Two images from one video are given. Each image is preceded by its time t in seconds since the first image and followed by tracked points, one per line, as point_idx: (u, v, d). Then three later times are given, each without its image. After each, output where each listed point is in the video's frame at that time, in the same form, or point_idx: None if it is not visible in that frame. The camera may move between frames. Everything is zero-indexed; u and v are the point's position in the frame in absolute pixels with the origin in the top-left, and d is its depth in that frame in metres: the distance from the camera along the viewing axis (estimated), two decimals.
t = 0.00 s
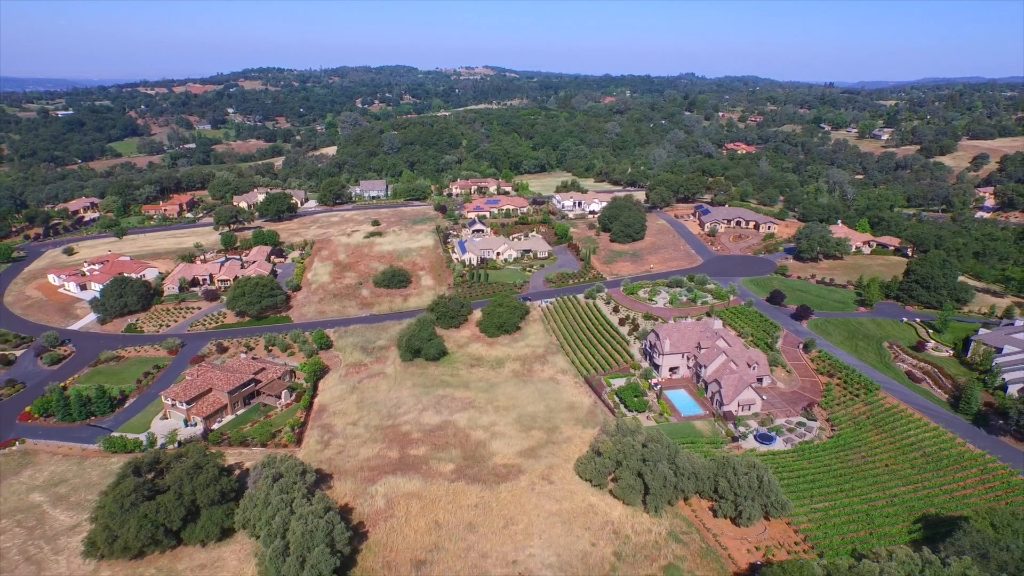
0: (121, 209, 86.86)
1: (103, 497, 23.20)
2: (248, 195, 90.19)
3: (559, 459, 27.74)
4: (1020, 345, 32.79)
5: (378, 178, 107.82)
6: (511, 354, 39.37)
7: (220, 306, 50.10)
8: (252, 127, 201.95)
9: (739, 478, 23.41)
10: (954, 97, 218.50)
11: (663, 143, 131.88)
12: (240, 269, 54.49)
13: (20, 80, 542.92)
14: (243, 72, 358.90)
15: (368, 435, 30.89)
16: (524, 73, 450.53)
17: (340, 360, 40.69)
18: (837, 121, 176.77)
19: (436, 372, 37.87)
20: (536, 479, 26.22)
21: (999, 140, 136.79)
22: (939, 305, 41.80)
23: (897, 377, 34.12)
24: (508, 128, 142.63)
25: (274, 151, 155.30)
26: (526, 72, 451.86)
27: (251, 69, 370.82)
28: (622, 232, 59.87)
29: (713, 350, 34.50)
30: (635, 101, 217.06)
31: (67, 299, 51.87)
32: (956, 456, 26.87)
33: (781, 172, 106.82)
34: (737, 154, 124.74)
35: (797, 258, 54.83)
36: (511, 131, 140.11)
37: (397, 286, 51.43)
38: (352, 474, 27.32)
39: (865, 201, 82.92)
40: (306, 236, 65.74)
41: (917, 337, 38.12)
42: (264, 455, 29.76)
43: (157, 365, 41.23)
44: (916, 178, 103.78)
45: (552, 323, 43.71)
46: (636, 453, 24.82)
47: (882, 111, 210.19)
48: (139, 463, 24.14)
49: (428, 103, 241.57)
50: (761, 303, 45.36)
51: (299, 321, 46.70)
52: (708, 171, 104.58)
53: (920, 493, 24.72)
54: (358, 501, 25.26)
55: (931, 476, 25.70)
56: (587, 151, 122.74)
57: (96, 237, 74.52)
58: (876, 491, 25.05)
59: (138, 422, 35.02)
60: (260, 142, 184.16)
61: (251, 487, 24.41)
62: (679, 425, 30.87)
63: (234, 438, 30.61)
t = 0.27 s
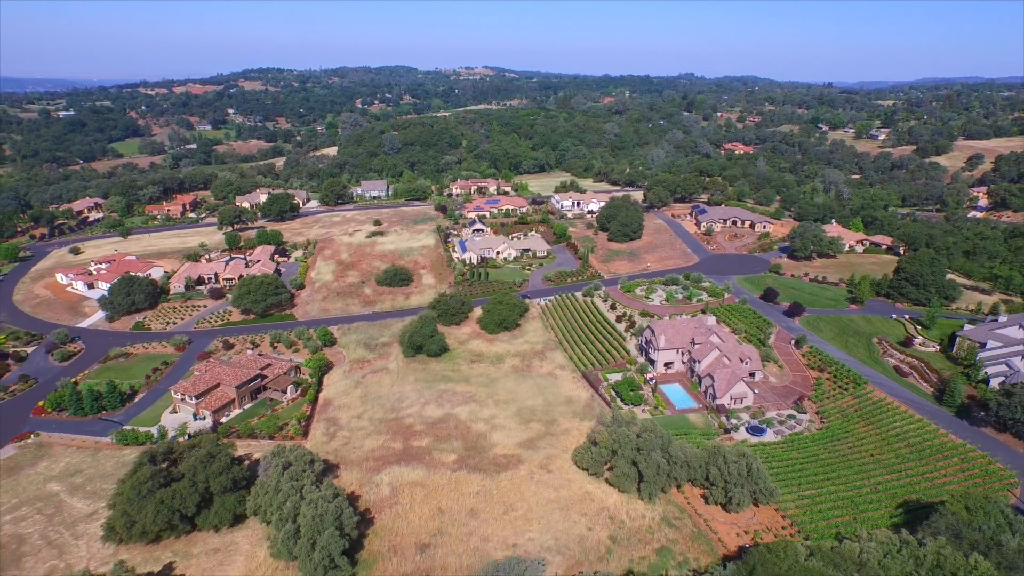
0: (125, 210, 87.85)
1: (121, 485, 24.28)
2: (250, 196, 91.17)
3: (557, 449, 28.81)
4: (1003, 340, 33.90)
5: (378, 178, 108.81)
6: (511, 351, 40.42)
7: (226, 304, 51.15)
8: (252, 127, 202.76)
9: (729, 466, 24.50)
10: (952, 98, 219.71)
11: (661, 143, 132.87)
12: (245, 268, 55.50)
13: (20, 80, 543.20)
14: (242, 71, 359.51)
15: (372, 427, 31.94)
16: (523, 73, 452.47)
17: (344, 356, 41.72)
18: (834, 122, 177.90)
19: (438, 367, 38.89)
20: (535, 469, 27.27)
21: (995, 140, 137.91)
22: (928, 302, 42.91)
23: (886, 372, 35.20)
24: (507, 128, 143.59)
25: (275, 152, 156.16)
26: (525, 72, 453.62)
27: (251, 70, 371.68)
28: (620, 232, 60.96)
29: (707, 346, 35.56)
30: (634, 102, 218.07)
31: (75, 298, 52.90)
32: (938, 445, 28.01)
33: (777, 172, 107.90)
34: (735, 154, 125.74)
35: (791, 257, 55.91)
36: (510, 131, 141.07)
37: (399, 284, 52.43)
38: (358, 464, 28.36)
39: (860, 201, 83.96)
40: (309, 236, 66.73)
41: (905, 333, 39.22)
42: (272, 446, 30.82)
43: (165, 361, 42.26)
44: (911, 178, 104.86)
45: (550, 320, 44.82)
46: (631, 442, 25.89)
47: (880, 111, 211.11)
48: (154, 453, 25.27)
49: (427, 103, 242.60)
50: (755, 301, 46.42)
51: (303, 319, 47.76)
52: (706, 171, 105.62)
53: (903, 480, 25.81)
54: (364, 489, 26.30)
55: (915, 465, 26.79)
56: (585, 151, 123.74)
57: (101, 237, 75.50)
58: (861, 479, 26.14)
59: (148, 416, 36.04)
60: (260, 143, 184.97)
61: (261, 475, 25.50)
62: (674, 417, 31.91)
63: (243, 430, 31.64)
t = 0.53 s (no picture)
0: (130, 210, 89.10)
1: (140, 472, 25.53)
2: (254, 196, 92.43)
3: (555, 439, 30.04)
4: (985, 336, 35.14)
5: (379, 179, 110.07)
6: (511, 346, 41.67)
7: (232, 302, 52.38)
8: (253, 128, 203.88)
9: (718, 454, 25.75)
10: (949, 98, 221.22)
11: (660, 144, 134.19)
12: (251, 267, 56.73)
13: (20, 81, 544.00)
14: (242, 72, 360.46)
15: (377, 419, 33.16)
16: (523, 73, 453.87)
17: (349, 352, 42.94)
18: (832, 123, 179.25)
19: (440, 363, 40.15)
20: (534, 458, 28.52)
21: (990, 141, 139.23)
22: (915, 300, 44.17)
23: (873, 366, 36.45)
24: (507, 129, 144.86)
25: (276, 152, 157.43)
26: (525, 73, 455.02)
27: (251, 71, 373.02)
28: (617, 231, 62.23)
29: (700, 342, 36.79)
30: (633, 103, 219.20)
31: (85, 296, 54.18)
32: (920, 434, 29.27)
33: (774, 173, 109.12)
34: (732, 155, 127.05)
35: (785, 255, 57.16)
36: (510, 132, 142.31)
37: (402, 283, 53.69)
38: (365, 454, 29.59)
39: (855, 202, 85.26)
40: (313, 236, 67.98)
41: (893, 330, 40.49)
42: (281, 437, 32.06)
43: (174, 357, 43.48)
44: (906, 179, 106.16)
45: (549, 317, 46.06)
46: (625, 432, 27.10)
47: (877, 112, 212.59)
48: (171, 441, 26.54)
49: (427, 104, 243.91)
50: (748, 299, 47.65)
51: (309, 316, 49.01)
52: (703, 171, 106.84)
53: (885, 467, 27.09)
54: (371, 477, 27.54)
55: (897, 452, 28.04)
56: (584, 152, 125.03)
57: (107, 237, 76.77)
58: (845, 466, 27.41)
59: (160, 409, 37.27)
60: (262, 144, 186.23)
61: (273, 463, 26.77)
62: (668, 410, 33.14)
63: (252, 422, 32.87)
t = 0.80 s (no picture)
0: (134, 210, 90.12)
1: (155, 462, 26.62)
2: (256, 197, 93.48)
3: (553, 431, 31.11)
4: (970, 331, 36.29)
5: (380, 179, 111.12)
6: (511, 343, 42.73)
7: (237, 300, 53.42)
8: (254, 129, 204.76)
9: (710, 444, 26.83)
10: (946, 99, 222.59)
11: (658, 145, 135.29)
12: (255, 266, 57.78)
13: (20, 81, 544.18)
14: (242, 72, 360.40)
15: (381, 413, 34.23)
16: (522, 74, 455.15)
17: (352, 349, 44.00)
18: (829, 123, 180.43)
19: (441, 359, 41.21)
20: (534, 449, 29.58)
21: (986, 141, 140.39)
22: (905, 297, 45.27)
23: (862, 362, 37.53)
24: (507, 130, 145.89)
25: (277, 153, 158.42)
26: (524, 73, 456.29)
27: (251, 72, 373.99)
28: (615, 231, 63.34)
29: (695, 338, 37.82)
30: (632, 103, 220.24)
31: (93, 295, 55.26)
32: (906, 426, 30.37)
33: (771, 173, 110.21)
34: (730, 156, 128.17)
35: (779, 254, 58.24)
36: (509, 133, 143.34)
37: (404, 282, 54.77)
38: (370, 445, 30.66)
39: (850, 202, 86.34)
40: (315, 235, 69.02)
41: (883, 326, 41.58)
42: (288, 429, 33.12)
43: (182, 354, 44.53)
44: (902, 179, 107.30)
45: (548, 315, 47.12)
46: (621, 423, 28.16)
47: (875, 112, 213.87)
48: (184, 433, 27.62)
49: (427, 105, 244.89)
50: (743, 296, 48.70)
51: (313, 314, 50.05)
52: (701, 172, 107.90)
53: (870, 457, 28.16)
54: (376, 467, 28.60)
55: (882, 442, 29.15)
56: (583, 152, 126.08)
57: (112, 237, 77.79)
58: (832, 455, 28.51)
59: (169, 404, 38.34)
60: (263, 144, 187.20)
61: (282, 453, 27.85)
62: (663, 403, 34.20)
63: (260, 416, 33.94)
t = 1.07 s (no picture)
0: (138, 210, 91.30)
1: (170, 451, 27.87)
2: (259, 197, 94.68)
3: (551, 423, 32.36)
4: (953, 327, 37.64)
5: (381, 179, 112.35)
6: (510, 339, 43.98)
7: (243, 298, 54.64)
8: (255, 129, 205.86)
9: (701, 433, 28.06)
10: (943, 100, 224.11)
11: (656, 146, 136.57)
12: (260, 265, 58.99)
13: (19, 82, 544.18)
14: (242, 72, 361.43)
15: (385, 405, 35.48)
16: (521, 74, 456.45)
17: (356, 345, 45.23)
18: (826, 124, 181.84)
19: (443, 354, 42.45)
20: (532, 439, 30.83)
21: (981, 142, 141.80)
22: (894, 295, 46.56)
23: (851, 357, 38.80)
24: (506, 130, 147.10)
25: (278, 153, 159.58)
26: (523, 73, 457.66)
27: (251, 72, 375.10)
28: (612, 231, 64.63)
29: (689, 333, 39.08)
30: (630, 104, 221.51)
31: (101, 293, 56.50)
32: (890, 417, 31.63)
33: (767, 173, 111.54)
34: (727, 156, 129.46)
35: (773, 253, 59.53)
36: (508, 133, 144.55)
37: (405, 280, 56.01)
38: (375, 436, 31.92)
39: (845, 202, 87.60)
40: (318, 235, 70.26)
41: (871, 323, 42.86)
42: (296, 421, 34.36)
43: (190, 350, 45.73)
44: (896, 180, 108.64)
45: (547, 312, 48.38)
46: (615, 414, 29.41)
47: (872, 113, 215.27)
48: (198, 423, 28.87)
49: (427, 105, 245.94)
50: (737, 294, 49.93)
51: (317, 312, 51.27)
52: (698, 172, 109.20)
53: (855, 446, 29.43)
54: (381, 456, 29.86)
55: (866, 432, 30.45)
56: (582, 153, 127.33)
57: (118, 237, 78.96)
58: (819, 445, 29.77)
59: (180, 397, 39.58)
60: (263, 145, 188.39)
61: (292, 443, 29.13)
62: (657, 396, 35.45)
63: (268, 408, 35.18)
